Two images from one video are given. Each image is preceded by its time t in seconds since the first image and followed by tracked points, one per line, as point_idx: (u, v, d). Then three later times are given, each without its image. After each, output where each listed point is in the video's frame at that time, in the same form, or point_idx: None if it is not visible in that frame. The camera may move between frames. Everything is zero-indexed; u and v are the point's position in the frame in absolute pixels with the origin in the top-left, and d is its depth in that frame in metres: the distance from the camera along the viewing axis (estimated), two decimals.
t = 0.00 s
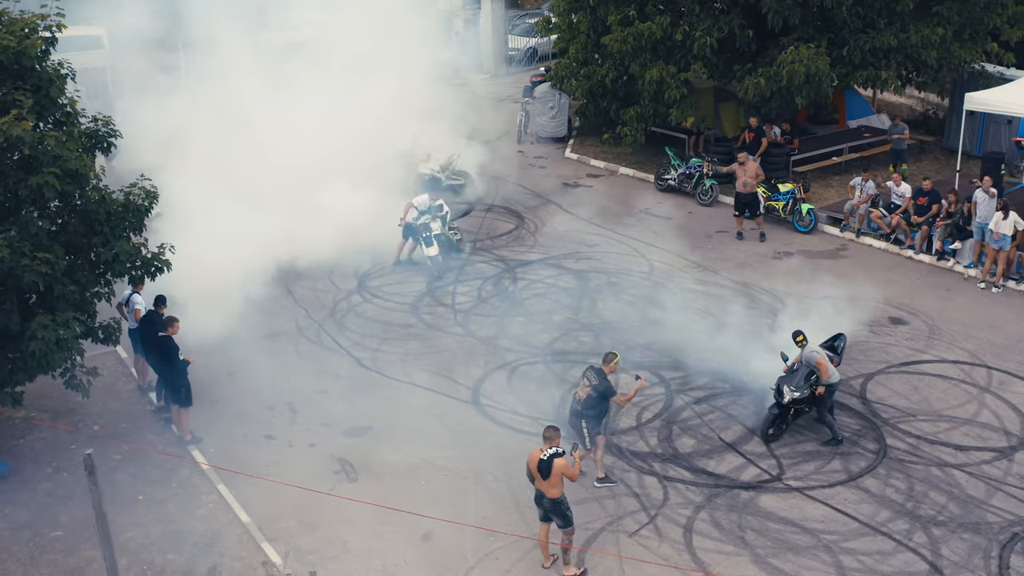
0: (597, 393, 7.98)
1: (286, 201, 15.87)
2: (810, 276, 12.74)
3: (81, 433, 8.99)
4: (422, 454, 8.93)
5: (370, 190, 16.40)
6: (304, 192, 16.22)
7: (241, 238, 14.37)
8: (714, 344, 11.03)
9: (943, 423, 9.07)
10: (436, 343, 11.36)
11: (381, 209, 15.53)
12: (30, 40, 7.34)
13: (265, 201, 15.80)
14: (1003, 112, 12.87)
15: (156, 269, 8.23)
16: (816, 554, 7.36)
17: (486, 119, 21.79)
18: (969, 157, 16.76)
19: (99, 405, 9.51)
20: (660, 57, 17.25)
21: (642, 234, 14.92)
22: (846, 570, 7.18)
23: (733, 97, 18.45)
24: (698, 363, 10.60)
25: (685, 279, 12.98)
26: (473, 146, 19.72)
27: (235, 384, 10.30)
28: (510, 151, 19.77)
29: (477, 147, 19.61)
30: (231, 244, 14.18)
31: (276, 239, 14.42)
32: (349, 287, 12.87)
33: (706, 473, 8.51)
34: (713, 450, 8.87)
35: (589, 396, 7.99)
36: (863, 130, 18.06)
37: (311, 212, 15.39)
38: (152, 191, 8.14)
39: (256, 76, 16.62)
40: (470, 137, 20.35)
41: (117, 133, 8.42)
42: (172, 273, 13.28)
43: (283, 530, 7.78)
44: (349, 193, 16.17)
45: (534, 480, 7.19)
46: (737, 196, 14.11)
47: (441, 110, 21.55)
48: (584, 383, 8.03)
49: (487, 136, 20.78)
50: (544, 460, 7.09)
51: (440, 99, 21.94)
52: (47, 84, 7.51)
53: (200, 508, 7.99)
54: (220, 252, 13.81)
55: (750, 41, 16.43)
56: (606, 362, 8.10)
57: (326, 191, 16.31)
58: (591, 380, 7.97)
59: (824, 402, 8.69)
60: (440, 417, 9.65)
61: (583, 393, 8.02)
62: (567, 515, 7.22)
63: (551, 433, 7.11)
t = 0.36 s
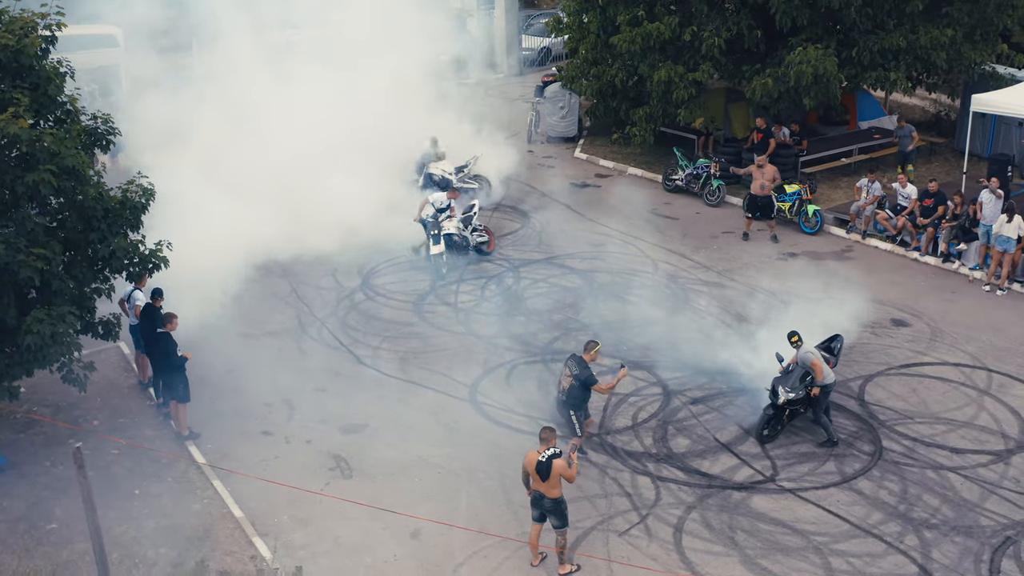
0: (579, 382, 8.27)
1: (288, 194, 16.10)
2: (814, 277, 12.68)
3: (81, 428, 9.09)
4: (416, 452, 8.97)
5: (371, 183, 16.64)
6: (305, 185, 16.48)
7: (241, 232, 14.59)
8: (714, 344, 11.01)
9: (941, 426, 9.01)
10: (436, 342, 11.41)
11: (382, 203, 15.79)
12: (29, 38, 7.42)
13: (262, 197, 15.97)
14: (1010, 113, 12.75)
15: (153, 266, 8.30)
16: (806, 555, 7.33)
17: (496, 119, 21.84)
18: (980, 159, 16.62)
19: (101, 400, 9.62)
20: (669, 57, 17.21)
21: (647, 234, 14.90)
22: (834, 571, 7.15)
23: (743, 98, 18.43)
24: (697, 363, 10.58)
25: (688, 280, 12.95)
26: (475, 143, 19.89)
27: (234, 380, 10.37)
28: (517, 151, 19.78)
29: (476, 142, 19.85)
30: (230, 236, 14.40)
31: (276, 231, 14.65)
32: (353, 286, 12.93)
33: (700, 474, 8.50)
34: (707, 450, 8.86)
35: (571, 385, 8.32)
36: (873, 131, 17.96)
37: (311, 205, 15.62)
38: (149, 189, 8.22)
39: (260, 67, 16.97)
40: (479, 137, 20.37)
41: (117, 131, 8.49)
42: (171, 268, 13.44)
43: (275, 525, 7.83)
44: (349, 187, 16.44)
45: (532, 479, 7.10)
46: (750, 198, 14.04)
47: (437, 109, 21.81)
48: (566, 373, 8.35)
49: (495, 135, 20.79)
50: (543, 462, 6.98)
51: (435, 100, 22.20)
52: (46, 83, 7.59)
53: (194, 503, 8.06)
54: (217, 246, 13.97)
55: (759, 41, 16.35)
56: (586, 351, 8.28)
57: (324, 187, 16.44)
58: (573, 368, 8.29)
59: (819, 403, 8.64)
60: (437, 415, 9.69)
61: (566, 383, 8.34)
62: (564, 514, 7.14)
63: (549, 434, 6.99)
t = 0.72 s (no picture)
0: (571, 370, 8.49)
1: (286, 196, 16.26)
2: (818, 278, 12.62)
3: (81, 422, 9.20)
4: (410, 449, 9.02)
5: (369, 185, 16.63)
6: (305, 185, 16.62)
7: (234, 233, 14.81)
8: (714, 345, 10.99)
9: (937, 429, 8.95)
10: (436, 340, 11.45)
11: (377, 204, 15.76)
12: (28, 36, 7.51)
13: (260, 199, 16.09)
14: (1017, 115, 12.65)
15: (151, 262, 8.40)
16: (794, 556, 7.31)
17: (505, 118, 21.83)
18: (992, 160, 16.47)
19: (102, 395, 9.73)
20: (678, 58, 17.18)
21: (653, 234, 14.88)
22: (822, 572, 7.13)
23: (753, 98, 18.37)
24: (696, 364, 10.57)
25: (691, 279, 12.93)
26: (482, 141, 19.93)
27: (235, 376, 10.46)
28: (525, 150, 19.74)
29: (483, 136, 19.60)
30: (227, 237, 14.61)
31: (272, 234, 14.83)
32: (357, 284, 12.99)
33: (692, 473, 8.50)
34: (701, 450, 8.85)
35: (563, 372, 8.54)
36: (884, 132, 17.85)
37: (311, 204, 15.75)
38: (146, 186, 8.31)
39: (260, 68, 17.09)
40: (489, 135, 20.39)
41: (116, 128, 8.58)
42: (167, 265, 13.57)
43: (268, 520, 7.90)
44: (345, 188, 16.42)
45: (528, 480, 6.94)
46: (769, 199, 14.06)
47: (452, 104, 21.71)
48: (559, 360, 8.58)
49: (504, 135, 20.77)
50: (542, 464, 6.84)
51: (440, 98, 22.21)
52: (44, 80, 7.69)
53: (188, 497, 8.13)
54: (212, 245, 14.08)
55: (768, 42, 16.28)
56: (581, 341, 8.50)
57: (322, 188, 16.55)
58: (565, 355, 8.53)
59: (814, 404, 8.59)
60: (433, 412, 9.73)
61: (558, 369, 8.58)
62: (559, 513, 7.05)
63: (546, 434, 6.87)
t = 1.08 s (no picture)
0: (557, 362, 8.74)
1: (291, 189, 16.38)
2: (821, 279, 12.57)
3: (80, 416, 9.31)
4: (404, 446, 9.06)
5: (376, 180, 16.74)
6: (306, 179, 16.75)
7: (238, 223, 14.86)
8: (713, 345, 10.97)
9: (932, 431, 8.90)
10: (436, 338, 11.51)
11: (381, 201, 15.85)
12: (26, 35, 7.61)
13: (256, 191, 16.26)
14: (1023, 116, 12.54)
15: (148, 259, 8.49)
16: (781, 557, 7.30)
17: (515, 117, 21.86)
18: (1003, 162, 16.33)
19: (102, 390, 9.85)
20: (686, 58, 17.15)
21: (657, 234, 14.86)
22: (808, 573, 7.12)
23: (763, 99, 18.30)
24: (693, 364, 10.55)
25: (694, 279, 12.91)
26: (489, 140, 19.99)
27: (234, 372, 10.57)
28: (533, 150, 19.77)
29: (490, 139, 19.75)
30: (229, 227, 14.68)
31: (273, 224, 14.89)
32: (361, 282, 13.07)
33: (684, 473, 8.50)
34: (694, 450, 8.85)
35: (550, 363, 8.77)
36: (894, 134, 17.75)
37: (309, 199, 15.86)
38: (143, 183, 8.40)
39: (263, 63, 17.34)
40: (497, 135, 20.45)
41: (115, 127, 8.70)
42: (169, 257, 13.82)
43: (260, 514, 7.97)
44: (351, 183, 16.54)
45: (517, 478, 6.94)
46: (784, 200, 13.76)
47: (452, 109, 21.87)
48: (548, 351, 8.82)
49: (514, 134, 20.79)
50: (532, 463, 6.83)
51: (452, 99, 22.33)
52: (42, 79, 7.79)
53: (182, 491, 8.22)
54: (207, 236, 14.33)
55: (776, 43, 16.21)
56: (571, 336, 8.69)
57: (318, 183, 16.63)
58: (554, 347, 8.78)
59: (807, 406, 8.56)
60: (429, 410, 9.78)
61: (546, 359, 8.81)
62: (546, 513, 7.05)
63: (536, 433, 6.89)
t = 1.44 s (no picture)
0: (538, 358, 8.84)
1: (289, 186, 16.56)
2: (824, 280, 12.50)
3: (80, 410, 9.43)
4: (398, 443, 9.12)
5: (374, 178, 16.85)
6: (306, 177, 16.93)
7: (232, 217, 15.09)
8: (712, 346, 10.96)
9: (927, 433, 8.85)
10: (437, 335, 11.57)
11: (378, 199, 15.95)
12: (25, 34, 7.71)
13: (256, 187, 16.48)
14: None
15: (146, 255, 8.60)
16: (768, 557, 7.29)
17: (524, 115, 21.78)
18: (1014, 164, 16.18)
19: (103, 385, 9.97)
20: (694, 59, 17.11)
21: (662, 234, 14.84)
22: (794, 574, 7.11)
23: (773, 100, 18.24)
24: (691, 364, 10.55)
25: (696, 279, 12.88)
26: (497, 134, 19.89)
27: (234, 368, 10.66)
28: (541, 146, 19.67)
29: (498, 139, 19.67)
30: (223, 222, 14.92)
31: (268, 220, 15.13)
32: (364, 279, 13.14)
33: (675, 473, 8.50)
34: (687, 450, 8.85)
35: (531, 359, 8.87)
36: (904, 135, 17.61)
37: (305, 197, 16.01)
38: (142, 180, 8.51)
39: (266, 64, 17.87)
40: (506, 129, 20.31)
41: (115, 124, 8.80)
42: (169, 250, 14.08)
43: (252, 508, 8.04)
44: (350, 180, 16.70)
45: (500, 474, 7.00)
46: (799, 204, 13.63)
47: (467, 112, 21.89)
48: (531, 347, 8.93)
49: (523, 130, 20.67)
50: (514, 457, 6.89)
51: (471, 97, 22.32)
52: (42, 77, 7.89)
53: (176, 485, 8.31)
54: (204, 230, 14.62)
55: (784, 44, 16.14)
56: (553, 334, 8.78)
57: (318, 180, 16.78)
58: (536, 345, 8.89)
59: (800, 408, 8.54)
60: (424, 408, 9.83)
61: (527, 355, 8.92)
62: (531, 508, 7.09)
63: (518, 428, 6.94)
